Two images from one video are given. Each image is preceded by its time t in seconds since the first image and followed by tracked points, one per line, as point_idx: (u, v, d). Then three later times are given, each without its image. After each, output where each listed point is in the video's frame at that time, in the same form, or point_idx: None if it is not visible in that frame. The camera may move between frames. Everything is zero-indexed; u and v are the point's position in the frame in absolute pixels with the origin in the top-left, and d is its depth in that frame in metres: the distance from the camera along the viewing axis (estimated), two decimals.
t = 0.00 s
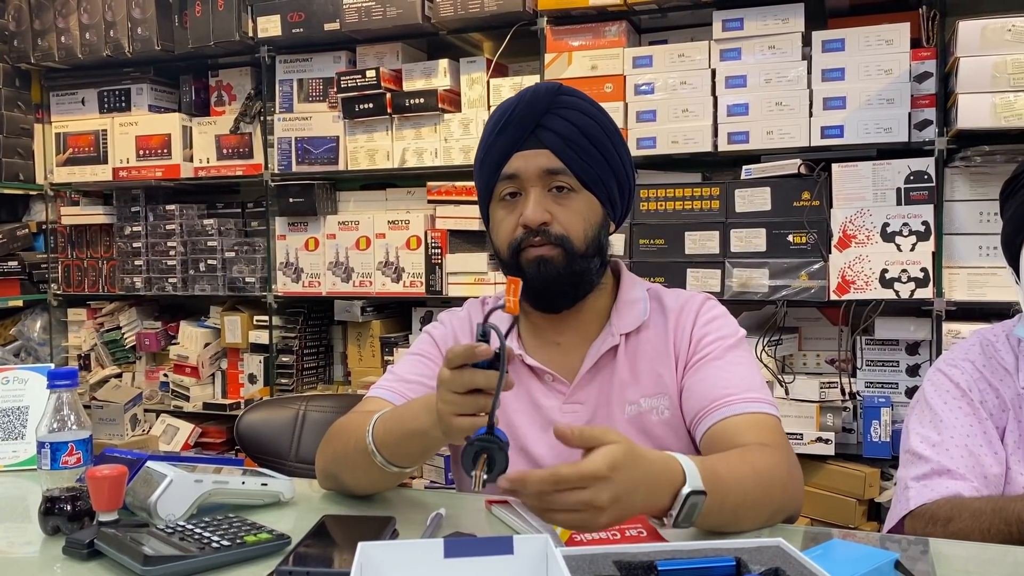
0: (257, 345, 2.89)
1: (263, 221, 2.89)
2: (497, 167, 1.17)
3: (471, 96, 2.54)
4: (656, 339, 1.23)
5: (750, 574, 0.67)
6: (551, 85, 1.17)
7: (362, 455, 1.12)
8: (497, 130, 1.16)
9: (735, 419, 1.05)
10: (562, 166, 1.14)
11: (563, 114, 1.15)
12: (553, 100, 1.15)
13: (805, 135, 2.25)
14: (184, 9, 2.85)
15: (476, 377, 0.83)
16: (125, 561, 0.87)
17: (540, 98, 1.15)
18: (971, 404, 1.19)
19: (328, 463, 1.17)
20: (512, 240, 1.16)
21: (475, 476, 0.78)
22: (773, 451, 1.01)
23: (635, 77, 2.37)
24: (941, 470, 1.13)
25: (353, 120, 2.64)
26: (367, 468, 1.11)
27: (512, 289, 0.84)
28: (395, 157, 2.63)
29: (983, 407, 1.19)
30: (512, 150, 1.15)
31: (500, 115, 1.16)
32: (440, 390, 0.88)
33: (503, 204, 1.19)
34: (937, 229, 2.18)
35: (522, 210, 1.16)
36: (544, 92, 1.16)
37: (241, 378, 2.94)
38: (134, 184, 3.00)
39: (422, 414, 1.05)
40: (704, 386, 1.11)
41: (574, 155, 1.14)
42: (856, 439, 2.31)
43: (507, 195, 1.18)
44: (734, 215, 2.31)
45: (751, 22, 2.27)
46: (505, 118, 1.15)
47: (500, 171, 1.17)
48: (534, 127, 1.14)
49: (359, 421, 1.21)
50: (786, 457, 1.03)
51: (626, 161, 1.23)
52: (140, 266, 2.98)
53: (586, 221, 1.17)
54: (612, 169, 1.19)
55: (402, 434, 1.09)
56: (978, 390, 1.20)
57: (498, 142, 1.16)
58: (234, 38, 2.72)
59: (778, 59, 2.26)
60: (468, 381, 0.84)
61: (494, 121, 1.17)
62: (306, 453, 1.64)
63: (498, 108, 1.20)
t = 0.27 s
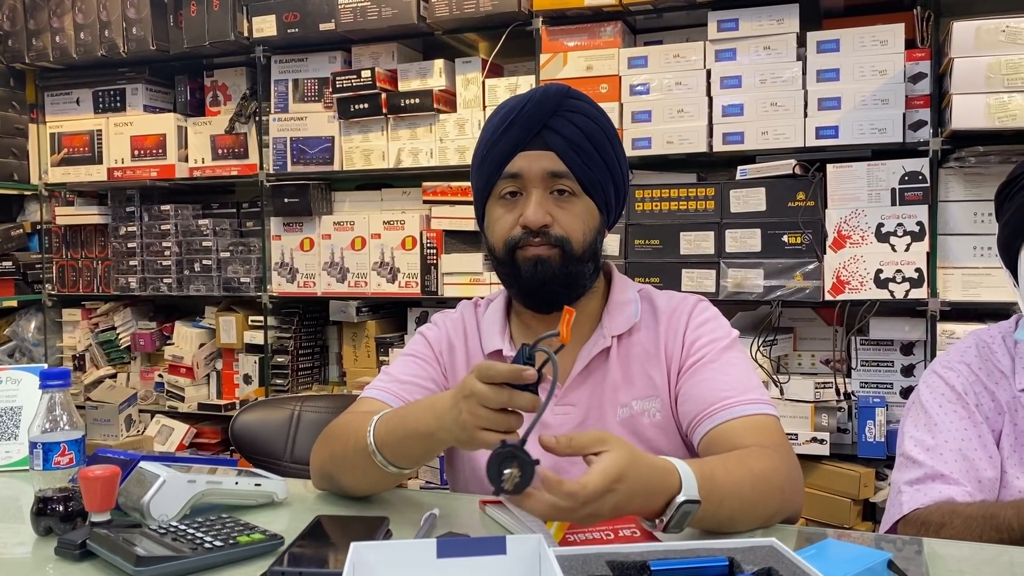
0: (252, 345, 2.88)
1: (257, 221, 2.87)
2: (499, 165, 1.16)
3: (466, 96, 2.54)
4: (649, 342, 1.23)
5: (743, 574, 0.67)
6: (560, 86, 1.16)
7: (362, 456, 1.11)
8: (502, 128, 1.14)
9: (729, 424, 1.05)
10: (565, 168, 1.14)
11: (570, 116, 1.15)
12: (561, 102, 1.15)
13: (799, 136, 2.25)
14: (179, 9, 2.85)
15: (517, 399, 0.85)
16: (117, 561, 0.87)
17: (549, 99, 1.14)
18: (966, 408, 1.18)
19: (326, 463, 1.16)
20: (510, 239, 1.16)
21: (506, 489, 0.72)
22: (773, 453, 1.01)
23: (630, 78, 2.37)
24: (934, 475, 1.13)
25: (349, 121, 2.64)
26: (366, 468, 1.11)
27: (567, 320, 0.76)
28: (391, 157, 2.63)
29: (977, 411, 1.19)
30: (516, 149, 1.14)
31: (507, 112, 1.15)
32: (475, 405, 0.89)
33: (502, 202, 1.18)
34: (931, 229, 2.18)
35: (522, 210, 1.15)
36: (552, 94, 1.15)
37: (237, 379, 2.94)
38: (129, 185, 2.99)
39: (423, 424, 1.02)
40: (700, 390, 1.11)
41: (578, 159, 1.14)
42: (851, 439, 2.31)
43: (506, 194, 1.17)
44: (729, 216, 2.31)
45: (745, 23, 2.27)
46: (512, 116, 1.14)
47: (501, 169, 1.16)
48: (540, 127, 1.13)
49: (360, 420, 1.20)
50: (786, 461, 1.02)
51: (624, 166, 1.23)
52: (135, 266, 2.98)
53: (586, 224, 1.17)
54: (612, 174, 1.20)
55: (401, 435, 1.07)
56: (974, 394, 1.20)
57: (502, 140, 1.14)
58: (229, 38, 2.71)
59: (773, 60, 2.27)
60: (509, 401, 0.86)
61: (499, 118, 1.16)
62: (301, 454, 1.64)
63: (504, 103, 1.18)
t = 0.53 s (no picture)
0: (247, 346, 2.88)
1: (254, 223, 2.85)
2: (502, 167, 1.16)
3: (462, 98, 2.54)
4: (644, 345, 1.24)
5: None
6: (567, 91, 1.17)
7: (357, 459, 1.11)
8: (507, 130, 1.14)
9: (722, 426, 1.05)
10: (568, 173, 1.15)
11: (574, 121, 1.15)
12: (567, 106, 1.15)
13: (794, 138, 2.26)
14: (174, 10, 2.85)
15: (510, 418, 0.85)
16: (112, 564, 0.87)
17: (554, 103, 1.15)
18: (953, 414, 1.19)
19: (322, 465, 1.16)
20: (511, 242, 1.16)
21: (628, 458, 0.67)
22: (771, 456, 1.02)
23: (625, 80, 2.38)
24: (915, 481, 1.14)
25: (344, 122, 2.64)
26: (360, 471, 1.11)
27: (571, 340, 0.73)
28: (386, 159, 2.63)
29: (966, 417, 1.20)
30: (520, 152, 1.14)
31: (512, 114, 1.15)
32: (469, 420, 0.89)
33: (503, 204, 1.18)
34: (925, 231, 2.19)
35: (524, 213, 1.16)
36: (558, 98, 1.15)
37: (232, 380, 2.94)
38: (124, 186, 2.99)
39: (422, 425, 1.01)
40: (694, 393, 1.12)
41: (582, 164, 1.15)
42: (845, 440, 2.32)
43: (508, 196, 1.17)
44: (724, 217, 2.32)
45: (740, 25, 2.28)
46: (518, 118, 1.14)
47: (504, 172, 1.15)
48: (545, 131, 1.14)
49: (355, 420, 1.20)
50: (780, 462, 1.03)
51: (623, 173, 1.24)
52: (130, 268, 2.97)
53: (586, 229, 1.18)
54: (613, 180, 1.21)
55: (397, 440, 1.07)
56: (960, 400, 1.21)
57: (506, 142, 1.14)
58: (224, 39, 2.71)
59: (768, 62, 2.27)
60: (503, 419, 0.86)
61: (504, 120, 1.16)
62: (296, 455, 1.64)
63: (508, 105, 1.18)
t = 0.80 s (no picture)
0: (240, 346, 2.88)
1: (246, 223, 2.88)
2: (507, 162, 1.16)
3: (454, 97, 2.55)
4: (639, 343, 1.24)
5: (720, 570, 0.68)
6: (574, 88, 1.17)
7: (342, 463, 1.11)
8: (515, 124, 1.14)
9: (710, 421, 1.05)
10: (574, 170, 1.15)
11: (581, 119, 1.16)
12: (574, 104, 1.16)
13: (785, 137, 2.27)
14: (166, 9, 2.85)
15: (478, 451, 0.83)
16: (101, 560, 0.87)
17: (562, 99, 1.15)
18: (929, 416, 1.21)
19: (308, 466, 1.16)
20: (515, 237, 1.16)
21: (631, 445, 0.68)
22: (757, 451, 1.02)
23: (617, 79, 2.39)
24: (886, 484, 1.17)
25: (337, 121, 2.64)
26: (345, 475, 1.11)
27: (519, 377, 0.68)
28: (379, 158, 2.63)
29: (945, 419, 1.22)
30: (527, 146, 1.14)
31: (520, 109, 1.15)
32: (436, 450, 0.87)
33: (507, 199, 1.18)
34: (915, 229, 2.20)
35: (529, 208, 1.16)
36: (566, 94, 1.16)
37: (225, 379, 2.94)
38: (117, 185, 2.99)
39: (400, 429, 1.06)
40: (685, 389, 1.12)
41: (587, 162, 1.16)
42: (835, 438, 2.33)
43: (513, 191, 1.17)
44: (714, 216, 2.33)
45: (731, 25, 2.29)
46: (526, 113, 1.14)
47: (510, 166, 1.16)
48: (553, 127, 1.14)
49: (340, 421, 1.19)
50: (767, 457, 1.03)
51: (623, 173, 1.25)
52: (122, 267, 2.97)
53: (589, 227, 1.19)
54: (613, 179, 1.22)
55: (385, 447, 1.07)
56: (937, 403, 1.22)
57: (514, 136, 1.14)
58: (216, 38, 2.71)
59: (759, 61, 2.28)
60: (469, 454, 0.84)
61: (511, 114, 1.16)
62: (288, 454, 1.65)
63: (514, 100, 1.18)
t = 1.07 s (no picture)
0: (230, 342, 2.88)
1: (235, 219, 2.87)
2: (516, 148, 1.16)
3: (443, 93, 2.56)
4: (632, 336, 1.25)
5: (694, 557, 0.68)
6: (587, 80, 1.18)
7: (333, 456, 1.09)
8: (526, 111, 1.15)
9: (696, 409, 1.05)
10: (582, 161, 1.16)
11: (591, 111, 1.17)
12: (586, 95, 1.17)
13: (772, 133, 2.27)
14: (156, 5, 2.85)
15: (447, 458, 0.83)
16: (82, 550, 0.87)
17: (575, 89, 1.16)
18: (902, 411, 1.23)
19: (309, 457, 1.15)
20: (519, 223, 1.17)
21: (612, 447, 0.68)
22: (743, 441, 1.01)
23: (605, 75, 2.40)
24: (860, 479, 1.21)
25: (326, 117, 2.65)
26: (338, 468, 1.09)
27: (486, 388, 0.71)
28: (368, 154, 2.64)
29: (921, 414, 1.23)
30: (537, 134, 1.15)
31: (532, 96, 1.16)
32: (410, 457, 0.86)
33: (513, 185, 1.18)
34: (901, 224, 2.21)
35: (535, 195, 1.16)
36: (579, 85, 1.17)
37: (214, 375, 2.94)
38: (107, 181, 2.99)
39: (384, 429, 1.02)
40: (674, 379, 1.13)
41: (595, 154, 1.16)
42: (823, 432, 2.34)
43: (520, 177, 1.17)
44: (702, 212, 2.34)
45: (718, 21, 2.29)
46: (538, 101, 1.15)
47: (518, 153, 1.16)
48: (563, 117, 1.15)
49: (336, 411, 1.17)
50: (752, 446, 1.01)
51: (628, 168, 1.26)
52: (112, 263, 2.97)
53: (592, 218, 1.19)
54: (619, 173, 1.22)
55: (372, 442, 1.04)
56: (913, 399, 1.24)
57: (524, 123, 1.15)
58: (206, 34, 2.71)
59: (746, 57, 2.29)
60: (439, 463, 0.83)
61: (523, 101, 1.17)
62: (278, 450, 1.65)
63: (527, 87, 1.19)
